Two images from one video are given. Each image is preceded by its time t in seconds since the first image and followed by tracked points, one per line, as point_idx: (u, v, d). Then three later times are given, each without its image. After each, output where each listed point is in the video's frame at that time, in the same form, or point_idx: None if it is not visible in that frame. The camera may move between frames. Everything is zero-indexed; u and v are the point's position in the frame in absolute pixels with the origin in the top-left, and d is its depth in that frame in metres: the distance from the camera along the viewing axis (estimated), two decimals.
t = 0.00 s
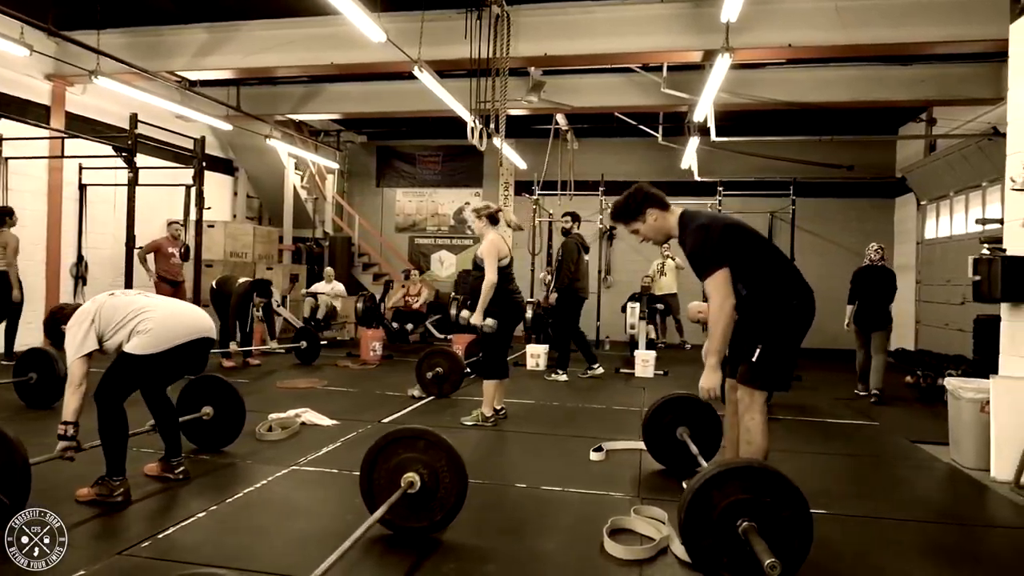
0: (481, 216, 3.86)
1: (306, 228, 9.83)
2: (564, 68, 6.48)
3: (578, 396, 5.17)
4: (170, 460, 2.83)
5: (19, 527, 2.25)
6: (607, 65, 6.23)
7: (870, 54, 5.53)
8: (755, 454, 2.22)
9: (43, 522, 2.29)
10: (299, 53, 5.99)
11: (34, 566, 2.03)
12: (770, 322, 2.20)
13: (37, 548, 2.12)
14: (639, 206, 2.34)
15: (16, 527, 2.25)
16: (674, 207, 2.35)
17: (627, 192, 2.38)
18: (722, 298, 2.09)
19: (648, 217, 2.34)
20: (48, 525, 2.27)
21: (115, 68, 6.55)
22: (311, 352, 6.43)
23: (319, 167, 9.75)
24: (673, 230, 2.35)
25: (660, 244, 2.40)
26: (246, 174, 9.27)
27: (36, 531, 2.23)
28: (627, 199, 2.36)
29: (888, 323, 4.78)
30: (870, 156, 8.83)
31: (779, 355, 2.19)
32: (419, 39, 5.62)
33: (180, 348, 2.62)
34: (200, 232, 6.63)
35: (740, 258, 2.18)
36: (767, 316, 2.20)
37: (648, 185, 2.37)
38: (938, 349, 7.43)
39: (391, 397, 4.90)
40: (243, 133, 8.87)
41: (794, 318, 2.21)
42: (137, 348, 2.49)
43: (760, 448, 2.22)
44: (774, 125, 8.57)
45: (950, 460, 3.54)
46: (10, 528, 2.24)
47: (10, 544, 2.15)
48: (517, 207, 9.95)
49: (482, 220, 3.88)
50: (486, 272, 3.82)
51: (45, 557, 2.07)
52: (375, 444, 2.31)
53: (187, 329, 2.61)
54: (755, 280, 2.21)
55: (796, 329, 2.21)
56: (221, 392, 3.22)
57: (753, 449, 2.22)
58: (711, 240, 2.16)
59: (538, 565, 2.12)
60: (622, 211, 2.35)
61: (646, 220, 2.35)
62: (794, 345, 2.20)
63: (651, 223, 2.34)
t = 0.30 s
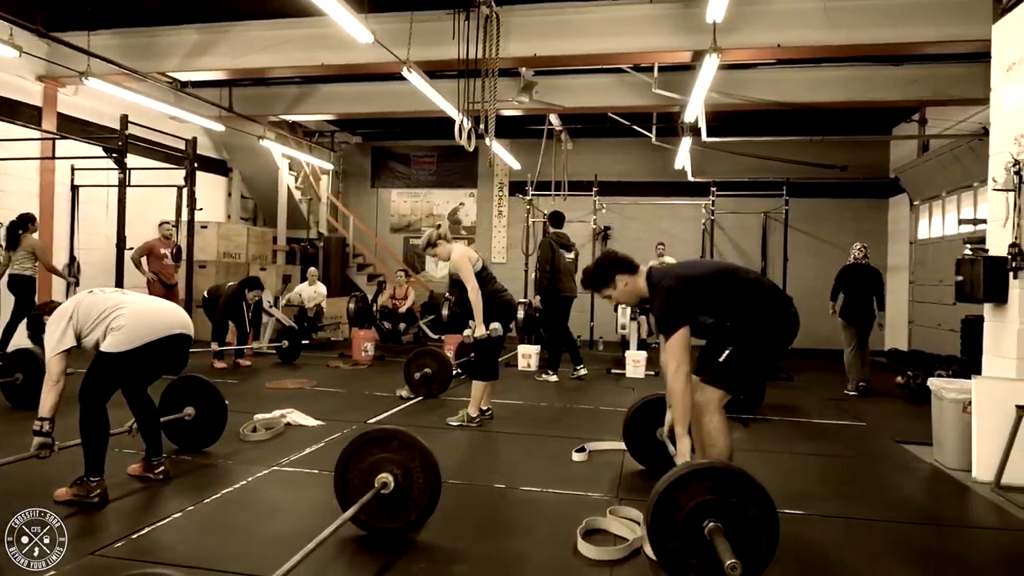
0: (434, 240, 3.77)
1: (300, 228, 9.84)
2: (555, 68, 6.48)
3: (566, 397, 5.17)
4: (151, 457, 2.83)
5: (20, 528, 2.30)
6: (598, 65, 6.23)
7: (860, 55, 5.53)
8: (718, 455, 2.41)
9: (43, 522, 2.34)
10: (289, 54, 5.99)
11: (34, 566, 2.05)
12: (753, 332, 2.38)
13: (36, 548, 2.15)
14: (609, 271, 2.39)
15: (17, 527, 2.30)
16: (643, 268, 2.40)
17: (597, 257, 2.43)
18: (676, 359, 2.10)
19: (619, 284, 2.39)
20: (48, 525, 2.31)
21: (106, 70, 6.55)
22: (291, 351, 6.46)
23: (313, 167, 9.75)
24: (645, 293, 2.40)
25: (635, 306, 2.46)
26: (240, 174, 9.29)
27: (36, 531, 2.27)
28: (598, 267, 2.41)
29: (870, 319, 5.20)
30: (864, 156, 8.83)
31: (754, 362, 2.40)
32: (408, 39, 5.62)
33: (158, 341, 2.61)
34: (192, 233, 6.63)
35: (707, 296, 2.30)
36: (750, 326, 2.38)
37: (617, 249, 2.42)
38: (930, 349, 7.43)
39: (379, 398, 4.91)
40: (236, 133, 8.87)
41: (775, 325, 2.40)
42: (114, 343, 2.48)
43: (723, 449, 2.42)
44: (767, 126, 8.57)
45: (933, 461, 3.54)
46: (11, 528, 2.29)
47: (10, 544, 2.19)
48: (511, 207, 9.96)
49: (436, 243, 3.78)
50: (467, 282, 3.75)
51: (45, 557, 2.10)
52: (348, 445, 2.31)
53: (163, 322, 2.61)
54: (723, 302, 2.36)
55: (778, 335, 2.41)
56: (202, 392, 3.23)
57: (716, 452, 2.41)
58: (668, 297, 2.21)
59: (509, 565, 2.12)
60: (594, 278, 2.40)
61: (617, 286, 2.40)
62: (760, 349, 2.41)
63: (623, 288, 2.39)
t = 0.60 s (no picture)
0: (416, 258, 3.75)
1: (297, 228, 9.86)
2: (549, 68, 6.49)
3: (558, 397, 5.18)
4: (134, 456, 2.84)
5: (20, 528, 2.31)
6: (591, 66, 6.23)
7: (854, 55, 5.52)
8: (702, 454, 2.46)
9: (43, 522, 2.35)
10: (283, 54, 5.99)
11: (35, 566, 2.05)
12: (734, 326, 2.38)
13: (37, 548, 2.16)
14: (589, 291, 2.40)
15: (17, 528, 2.30)
16: (621, 286, 2.42)
17: (576, 279, 2.44)
18: (653, 372, 2.14)
19: (600, 303, 2.41)
20: (48, 525, 2.32)
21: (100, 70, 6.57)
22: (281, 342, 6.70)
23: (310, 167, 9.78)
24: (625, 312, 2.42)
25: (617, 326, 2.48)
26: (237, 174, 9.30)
27: (36, 531, 2.28)
28: (578, 286, 2.42)
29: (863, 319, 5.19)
30: (860, 156, 8.83)
31: (742, 358, 2.42)
32: (400, 40, 5.62)
33: (138, 342, 2.63)
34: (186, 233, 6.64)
35: (683, 304, 2.30)
36: (730, 321, 2.38)
37: (595, 270, 2.43)
38: (926, 349, 7.42)
39: (370, 397, 4.92)
40: (232, 134, 8.89)
41: (759, 317, 2.41)
42: (94, 345, 2.51)
43: (705, 448, 2.46)
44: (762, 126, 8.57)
45: (920, 462, 3.53)
46: (11, 528, 2.30)
47: (11, 544, 2.20)
48: (508, 207, 9.96)
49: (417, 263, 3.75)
50: (447, 302, 3.71)
51: (45, 557, 2.10)
52: (326, 444, 2.32)
53: (143, 323, 2.64)
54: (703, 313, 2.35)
55: (763, 326, 2.43)
56: (188, 391, 3.23)
57: (699, 451, 2.46)
58: (643, 313, 2.21)
59: (487, 564, 2.13)
60: (574, 297, 2.42)
61: (598, 306, 2.42)
62: (745, 345, 2.41)
63: (605, 307, 2.42)
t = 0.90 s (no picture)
0: (413, 267, 3.81)
1: (297, 228, 9.88)
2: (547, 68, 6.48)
3: (554, 397, 5.16)
4: (123, 456, 2.84)
5: (20, 528, 2.31)
6: (590, 66, 6.21)
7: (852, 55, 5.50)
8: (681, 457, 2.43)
9: (43, 522, 2.35)
10: (280, 54, 6.00)
11: (34, 566, 2.06)
12: (723, 345, 2.36)
13: (36, 548, 2.16)
14: (585, 289, 2.40)
15: (17, 528, 2.31)
16: (616, 291, 2.41)
17: (576, 273, 2.44)
18: (645, 379, 2.18)
19: (592, 303, 2.40)
20: (48, 525, 2.32)
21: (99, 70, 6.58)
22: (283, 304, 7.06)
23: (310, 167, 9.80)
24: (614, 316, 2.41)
25: (604, 329, 2.46)
26: (237, 173, 9.31)
27: (36, 531, 2.28)
28: (575, 282, 2.42)
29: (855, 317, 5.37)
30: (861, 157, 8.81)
31: (728, 370, 2.38)
32: (396, 40, 5.62)
33: (125, 354, 2.65)
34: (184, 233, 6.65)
35: (676, 318, 2.30)
36: (719, 340, 2.36)
37: (598, 269, 2.42)
38: (927, 350, 7.38)
39: (366, 397, 4.92)
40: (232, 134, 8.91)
41: (747, 338, 2.37)
42: (82, 353, 2.52)
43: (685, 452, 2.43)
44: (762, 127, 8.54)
45: (914, 463, 3.51)
46: (11, 528, 2.30)
47: (11, 544, 2.21)
48: (508, 208, 9.96)
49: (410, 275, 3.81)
50: (433, 319, 3.73)
51: (45, 557, 2.11)
52: (312, 443, 2.31)
53: (133, 336, 2.65)
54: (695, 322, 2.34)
55: (751, 347, 2.39)
56: (180, 390, 3.23)
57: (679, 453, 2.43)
58: (636, 322, 2.20)
59: (471, 565, 2.12)
60: (568, 292, 2.43)
61: (590, 304, 2.41)
62: (732, 363, 2.38)
63: (594, 308, 2.40)
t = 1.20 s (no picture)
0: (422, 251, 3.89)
1: (304, 229, 9.91)
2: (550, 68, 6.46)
3: (557, 398, 5.14)
4: (117, 457, 2.85)
5: (20, 528, 2.33)
6: (593, 65, 6.18)
7: (857, 52, 5.43)
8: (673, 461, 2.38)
9: (43, 522, 2.36)
10: (283, 55, 6.01)
11: (33, 565, 2.06)
12: (714, 344, 2.31)
13: (35, 549, 2.18)
14: (576, 292, 2.37)
15: (16, 528, 2.32)
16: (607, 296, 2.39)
17: (570, 275, 2.41)
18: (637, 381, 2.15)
19: (582, 306, 2.38)
20: (48, 525, 2.33)
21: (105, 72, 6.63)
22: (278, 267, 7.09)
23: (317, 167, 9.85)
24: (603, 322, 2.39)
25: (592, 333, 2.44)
26: (245, 174, 9.36)
27: (35, 531, 2.29)
28: (566, 283, 2.40)
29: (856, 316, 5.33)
30: (870, 156, 8.72)
31: (718, 373, 2.33)
32: (398, 40, 5.61)
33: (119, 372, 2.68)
34: (189, 233, 6.68)
35: (666, 321, 2.27)
36: (709, 341, 2.31)
37: (591, 272, 2.40)
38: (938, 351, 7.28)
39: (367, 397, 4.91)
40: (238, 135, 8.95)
41: (740, 339, 2.33)
42: (76, 364, 2.55)
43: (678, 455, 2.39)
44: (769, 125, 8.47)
45: (918, 466, 3.46)
46: (10, 528, 2.32)
47: (10, 544, 2.22)
48: (514, 208, 9.94)
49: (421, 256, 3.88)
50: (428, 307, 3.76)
51: (44, 557, 2.12)
52: (301, 444, 2.30)
53: (129, 355, 2.68)
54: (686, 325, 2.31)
55: (744, 349, 2.34)
56: (178, 391, 3.24)
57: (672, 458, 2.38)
58: (626, 328, 2.18)
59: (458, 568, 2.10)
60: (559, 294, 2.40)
61: (579, 307, 2.39)
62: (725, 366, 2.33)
63: (583, 312, 2.38)
